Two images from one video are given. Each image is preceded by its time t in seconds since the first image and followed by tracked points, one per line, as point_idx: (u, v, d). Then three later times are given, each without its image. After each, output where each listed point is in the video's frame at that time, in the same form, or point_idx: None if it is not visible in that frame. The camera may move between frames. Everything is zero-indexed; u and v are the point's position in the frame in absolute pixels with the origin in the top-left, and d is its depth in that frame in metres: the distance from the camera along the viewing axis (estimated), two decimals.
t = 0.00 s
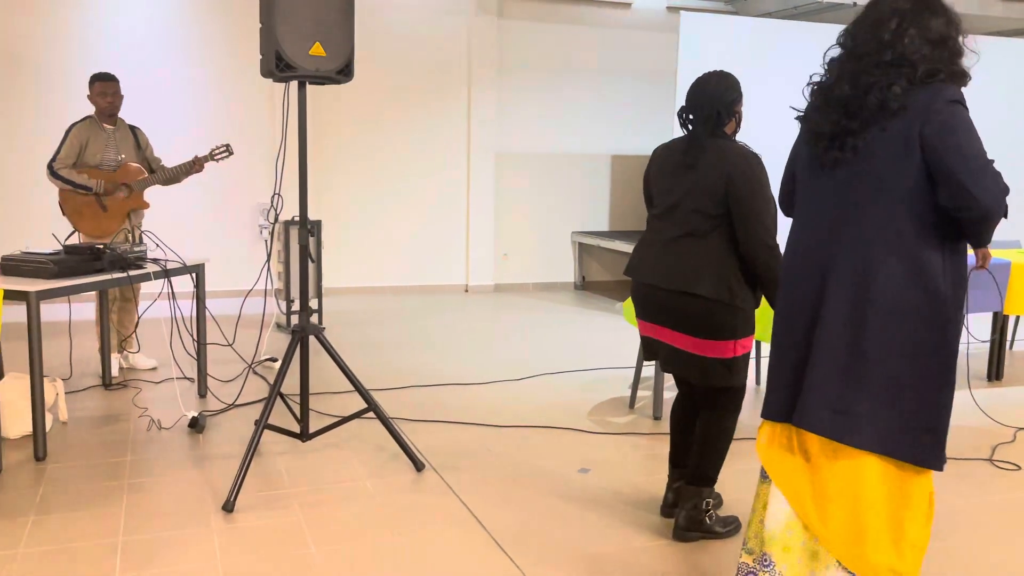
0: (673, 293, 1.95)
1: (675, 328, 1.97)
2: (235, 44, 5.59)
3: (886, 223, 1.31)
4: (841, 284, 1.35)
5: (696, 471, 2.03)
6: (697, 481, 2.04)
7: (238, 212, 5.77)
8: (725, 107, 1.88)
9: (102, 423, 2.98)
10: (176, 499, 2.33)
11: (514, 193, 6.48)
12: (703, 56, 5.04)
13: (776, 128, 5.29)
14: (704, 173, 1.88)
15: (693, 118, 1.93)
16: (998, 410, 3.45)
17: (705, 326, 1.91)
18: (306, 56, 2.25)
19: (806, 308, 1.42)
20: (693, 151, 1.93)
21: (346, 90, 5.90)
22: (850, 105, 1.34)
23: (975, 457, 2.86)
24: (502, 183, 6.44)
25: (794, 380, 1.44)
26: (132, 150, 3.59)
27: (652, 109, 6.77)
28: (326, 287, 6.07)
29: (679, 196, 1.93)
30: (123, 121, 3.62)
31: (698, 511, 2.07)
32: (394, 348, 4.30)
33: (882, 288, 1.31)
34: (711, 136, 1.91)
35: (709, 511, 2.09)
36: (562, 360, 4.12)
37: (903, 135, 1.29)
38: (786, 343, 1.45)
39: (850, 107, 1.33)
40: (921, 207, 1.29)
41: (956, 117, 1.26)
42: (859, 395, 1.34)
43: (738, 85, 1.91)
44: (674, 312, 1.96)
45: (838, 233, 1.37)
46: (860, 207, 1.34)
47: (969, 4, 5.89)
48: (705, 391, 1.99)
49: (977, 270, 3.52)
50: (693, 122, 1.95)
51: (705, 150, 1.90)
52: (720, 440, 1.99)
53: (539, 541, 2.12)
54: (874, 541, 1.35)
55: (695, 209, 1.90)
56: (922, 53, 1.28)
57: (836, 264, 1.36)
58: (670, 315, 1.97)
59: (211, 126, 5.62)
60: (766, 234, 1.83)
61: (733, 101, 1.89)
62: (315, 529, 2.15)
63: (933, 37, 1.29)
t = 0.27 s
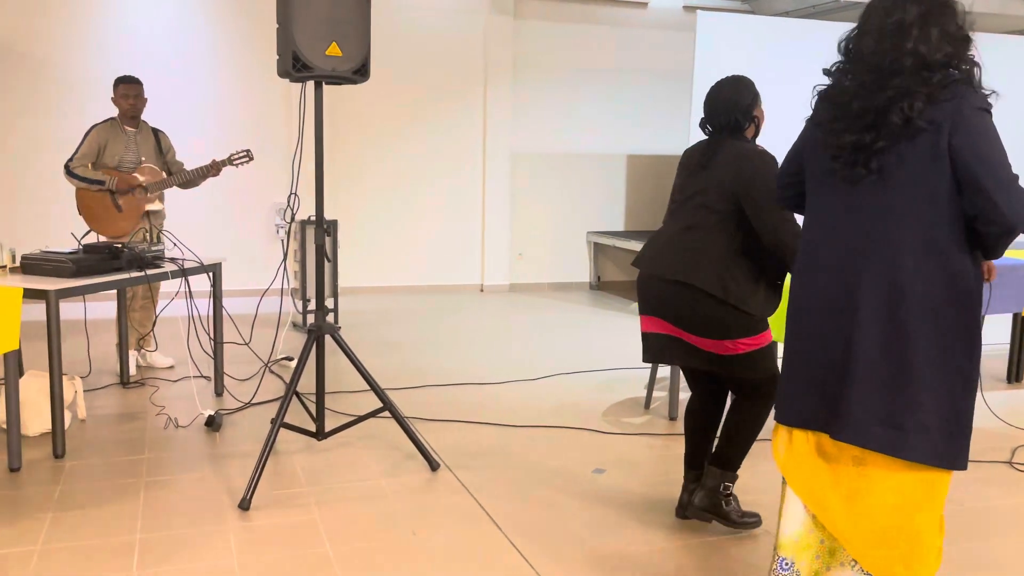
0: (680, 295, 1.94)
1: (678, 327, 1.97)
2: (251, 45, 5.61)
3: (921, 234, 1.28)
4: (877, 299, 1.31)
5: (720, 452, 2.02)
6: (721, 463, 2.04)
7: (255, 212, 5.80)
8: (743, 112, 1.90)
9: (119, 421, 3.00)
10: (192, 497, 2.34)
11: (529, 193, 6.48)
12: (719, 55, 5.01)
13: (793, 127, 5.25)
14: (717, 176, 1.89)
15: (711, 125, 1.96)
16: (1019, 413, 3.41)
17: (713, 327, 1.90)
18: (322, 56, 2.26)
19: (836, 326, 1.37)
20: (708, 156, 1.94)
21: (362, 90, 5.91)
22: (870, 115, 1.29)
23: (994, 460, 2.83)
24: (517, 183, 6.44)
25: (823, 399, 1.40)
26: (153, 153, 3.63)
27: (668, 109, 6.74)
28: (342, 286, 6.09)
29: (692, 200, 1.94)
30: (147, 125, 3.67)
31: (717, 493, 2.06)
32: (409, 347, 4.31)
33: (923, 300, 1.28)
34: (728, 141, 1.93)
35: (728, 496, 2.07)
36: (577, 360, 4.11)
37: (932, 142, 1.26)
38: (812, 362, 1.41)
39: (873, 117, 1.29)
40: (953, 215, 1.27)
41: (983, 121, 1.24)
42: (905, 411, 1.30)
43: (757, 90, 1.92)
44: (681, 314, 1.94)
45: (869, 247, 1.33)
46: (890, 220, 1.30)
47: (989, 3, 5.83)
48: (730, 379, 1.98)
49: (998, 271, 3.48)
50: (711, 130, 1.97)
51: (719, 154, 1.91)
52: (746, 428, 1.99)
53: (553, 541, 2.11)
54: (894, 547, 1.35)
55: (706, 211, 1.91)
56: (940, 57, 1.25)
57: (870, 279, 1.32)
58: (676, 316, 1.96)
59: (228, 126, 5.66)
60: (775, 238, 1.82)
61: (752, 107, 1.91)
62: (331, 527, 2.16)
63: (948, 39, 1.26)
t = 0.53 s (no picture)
0: (692, 287, 1.96)
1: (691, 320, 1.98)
2: (266, 45, 5.64)
3: (923, 236, 1.27)
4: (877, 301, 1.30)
5: (723, 468, 2.03)
6: (725, 478, 2.04)
7: (269, 212, 5.82)
8: (762, 103, 1.88)
9: (135, 419, 3.02)
10: (207, 495, 2.36)
11: (543, 193, 6.48)
12: (734, 55, 4.99)
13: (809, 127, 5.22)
14: (729, 168, 1.89)
15: (732, 114, 1.94)
16: None
17: (720, 322, 1.91)
18: (336, 57, 2.26)
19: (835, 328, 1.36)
20: (726, 146, 1.94)
21: (377, 90, 5.93)
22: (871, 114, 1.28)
23: (1013, 463, 2.80)
24: (531, 183, 6.44)
25: (820, 401, 1.39)
26: (168, 150, 3.63)
27: (683, 109, 6.72)
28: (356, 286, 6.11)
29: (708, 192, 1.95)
30: (165, 123, 3.68)
31: (724, 506, 2.08)
32: (424, 347, 4.31)
33: (923, 303, 1.27)
34: (746, 132, 1.91)
35: (738, 507, 2.10)
36: (591, 361, 4.11)
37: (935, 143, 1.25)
38: (808, 364, 1.40)
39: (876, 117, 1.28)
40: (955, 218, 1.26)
41: (985, 123, 1.24)
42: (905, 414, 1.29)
43: (778, 80, 1.88)
44: (692, 306, 1.97)
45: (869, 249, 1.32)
46: (891, 221, 1.29)
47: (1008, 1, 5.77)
48: (729, 386, 1.96)
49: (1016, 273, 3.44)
50: (733, 118, 1.95)
51: (735, 145, 1.90)
52: (744, 432, 1.97)
53: (566, 541, 2.11)
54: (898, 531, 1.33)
55: (720, 204, 1.91)
56: (944, 56, 1.24)
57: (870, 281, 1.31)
58: (688, 307, 1.98)
59: (244, 125, 5.69)
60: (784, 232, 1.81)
61: (773, 98, 1.88)
62: (344, 526, 2.16)
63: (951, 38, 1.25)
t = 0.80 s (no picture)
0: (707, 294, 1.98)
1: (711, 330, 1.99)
2: (282, 45, 5.67)
3: (907, 239, 1.36)
4: (858, 296, 1.39)
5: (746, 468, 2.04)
6: (748, 477, 2.05)
7: (285, 211, 5.85)
8: (780, 113, 1.87)
9: (153, 417, 3.05)
10: (223, 492, 2.38)
11: (557, 193, 6.47)
12: (750, 54, 4.96)
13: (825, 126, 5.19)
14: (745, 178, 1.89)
15: (750, 122, 1.94)
16: None
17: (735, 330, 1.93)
18: (352, 57, 2.27)
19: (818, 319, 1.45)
20: (744, 155, 1.94)
21: (391, 90, 5.95)
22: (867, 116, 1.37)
23: None
24: (546, 182, 6.44)
25: (801, 386, 1.49)
26: (186, 153, 3.65)
27: (698, 108, 6.70)
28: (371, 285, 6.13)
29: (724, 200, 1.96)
30: (185, 125, 3.70)
31: (742, 506, 2.09)
32: (439, 346, 4.33)
33: (900, 301, 1.36)
34: (763, 142, 1.91)
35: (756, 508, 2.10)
36: (606, 360, 4.10)
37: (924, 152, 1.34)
38: (793, 351, 1.49)
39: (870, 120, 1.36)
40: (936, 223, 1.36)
41: (974, 135, 1.32)
42: (880, 405, 1.39)
43: (796, 89, 1.87)
44: (706, 313, 1.99)
45: (854, 246, 1.40)
46: (877, 222, 1.38)
47: None
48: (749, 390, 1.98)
49: None
50: (752, 125, 1.95)
51: (753, 154, 1.90)
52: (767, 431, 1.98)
53: (580, 540, 2.11)
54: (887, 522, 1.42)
55: (735, 214, 1.92)
56: (939, 66, 1.31)
57: (853, 277, 1.40)
58: (701, 313, 2.00)
59: (259, 125, 5.71)
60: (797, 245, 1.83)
61: (791, 108, 1.88)
62: (359, 524, 2.18)
63: (948, 47, 1.31)
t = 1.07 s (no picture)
0: (720, 292, 1.97)
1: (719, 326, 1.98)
2: (291, 45, 5.68)
3: (889, 249, 1.37)
4: (837, 303, 1.42)
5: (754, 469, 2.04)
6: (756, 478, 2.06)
7: (294, 211, 5.86)
8: (793, 109, 1.87)
9: (163, 416, 3.06)
10: (232, 491, 2.38)
11: (567, 193, 6.48)
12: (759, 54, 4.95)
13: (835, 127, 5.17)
14: (757, 175, 1.88)
15: (762, 119, 1.93)
16: None
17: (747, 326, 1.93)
18: (361, 57, 2.28)
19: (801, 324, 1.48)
20: (756, 152, 1.93)
21: (400, 90, 5.95)
22: (860, 129, 1.40)
23: None
24: (554, 183, 6.44)
25: (786, 386, 1.52)
26: (197, 150, 3.66)
27: (707, 108, 6.68)
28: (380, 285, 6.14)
29: (736, 197, 1.95)
30: (195, 124, 3.72)
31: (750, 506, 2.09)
32: (447, 346, 4.33)
33: (879, 306, 1.37)
34: (774, 139, 1.91)
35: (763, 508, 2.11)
36: (614, 360, 4.10)
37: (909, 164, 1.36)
38: (777, 355, 1.52)
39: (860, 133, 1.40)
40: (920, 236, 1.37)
41: (962, 149, 1.32)
42: (857, 412, 1.41)
43: (807, 86, 1.87)
44: (719, 310, 1.98)
45: (838, 254, 1.43)
46: (859, 231, 1.40)
47: None
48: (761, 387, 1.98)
49: None
50: (764, 123, 1.94)
51: (765, 151, 1.90)
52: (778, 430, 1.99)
53: (588, 540, 2.11)
54: (889, 528, 1.43)
55: (746, 211, 1.91)
56: (930, 83, 1.34)
57: (834, 284, 1.42)
58: (715, 311, 1.99)
59: (269, 125, 5.73)
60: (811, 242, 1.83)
61: (804, 104, 1.87)
62: (367, 524, 2.18)
63: (940, 65, 1.34)
